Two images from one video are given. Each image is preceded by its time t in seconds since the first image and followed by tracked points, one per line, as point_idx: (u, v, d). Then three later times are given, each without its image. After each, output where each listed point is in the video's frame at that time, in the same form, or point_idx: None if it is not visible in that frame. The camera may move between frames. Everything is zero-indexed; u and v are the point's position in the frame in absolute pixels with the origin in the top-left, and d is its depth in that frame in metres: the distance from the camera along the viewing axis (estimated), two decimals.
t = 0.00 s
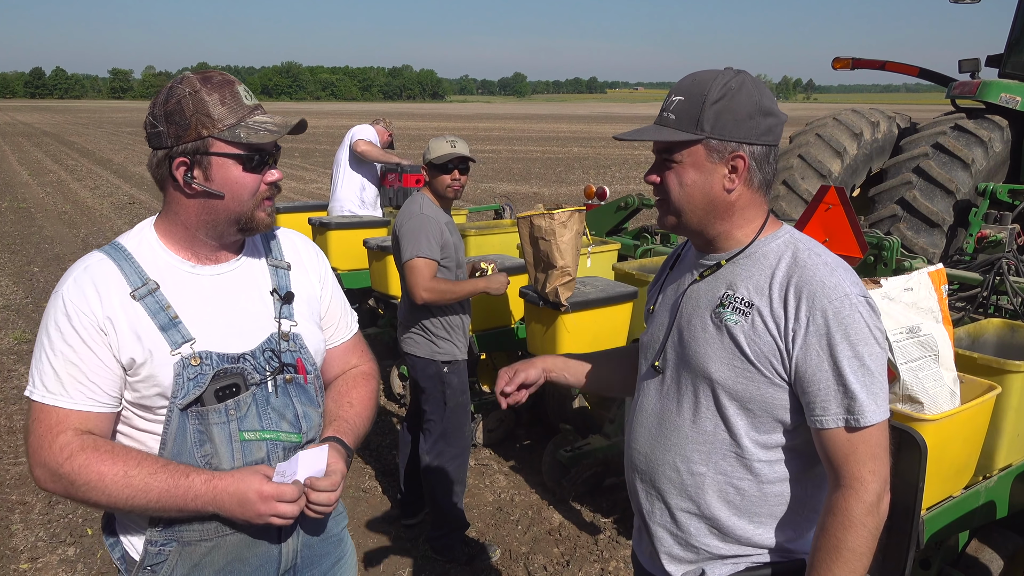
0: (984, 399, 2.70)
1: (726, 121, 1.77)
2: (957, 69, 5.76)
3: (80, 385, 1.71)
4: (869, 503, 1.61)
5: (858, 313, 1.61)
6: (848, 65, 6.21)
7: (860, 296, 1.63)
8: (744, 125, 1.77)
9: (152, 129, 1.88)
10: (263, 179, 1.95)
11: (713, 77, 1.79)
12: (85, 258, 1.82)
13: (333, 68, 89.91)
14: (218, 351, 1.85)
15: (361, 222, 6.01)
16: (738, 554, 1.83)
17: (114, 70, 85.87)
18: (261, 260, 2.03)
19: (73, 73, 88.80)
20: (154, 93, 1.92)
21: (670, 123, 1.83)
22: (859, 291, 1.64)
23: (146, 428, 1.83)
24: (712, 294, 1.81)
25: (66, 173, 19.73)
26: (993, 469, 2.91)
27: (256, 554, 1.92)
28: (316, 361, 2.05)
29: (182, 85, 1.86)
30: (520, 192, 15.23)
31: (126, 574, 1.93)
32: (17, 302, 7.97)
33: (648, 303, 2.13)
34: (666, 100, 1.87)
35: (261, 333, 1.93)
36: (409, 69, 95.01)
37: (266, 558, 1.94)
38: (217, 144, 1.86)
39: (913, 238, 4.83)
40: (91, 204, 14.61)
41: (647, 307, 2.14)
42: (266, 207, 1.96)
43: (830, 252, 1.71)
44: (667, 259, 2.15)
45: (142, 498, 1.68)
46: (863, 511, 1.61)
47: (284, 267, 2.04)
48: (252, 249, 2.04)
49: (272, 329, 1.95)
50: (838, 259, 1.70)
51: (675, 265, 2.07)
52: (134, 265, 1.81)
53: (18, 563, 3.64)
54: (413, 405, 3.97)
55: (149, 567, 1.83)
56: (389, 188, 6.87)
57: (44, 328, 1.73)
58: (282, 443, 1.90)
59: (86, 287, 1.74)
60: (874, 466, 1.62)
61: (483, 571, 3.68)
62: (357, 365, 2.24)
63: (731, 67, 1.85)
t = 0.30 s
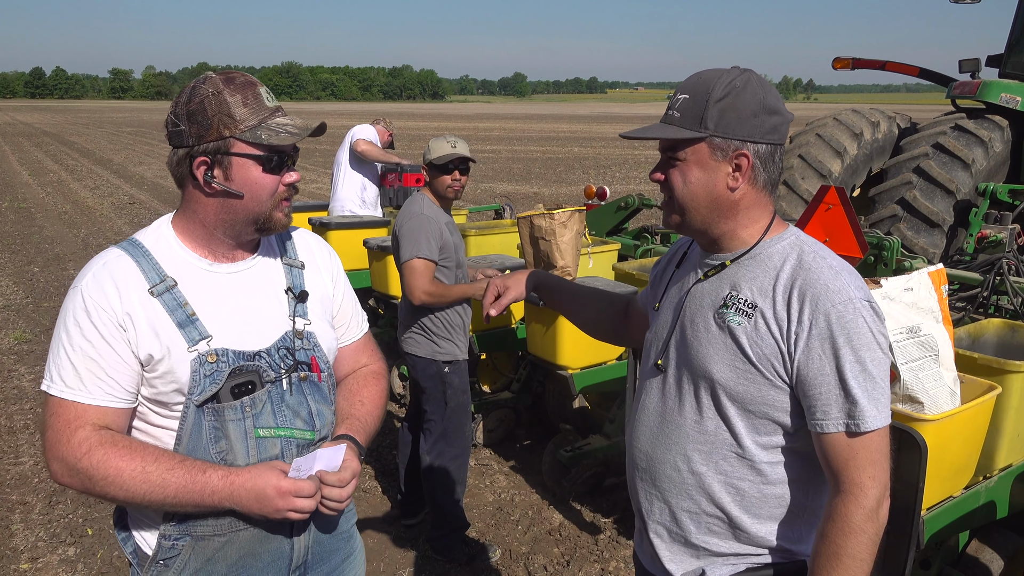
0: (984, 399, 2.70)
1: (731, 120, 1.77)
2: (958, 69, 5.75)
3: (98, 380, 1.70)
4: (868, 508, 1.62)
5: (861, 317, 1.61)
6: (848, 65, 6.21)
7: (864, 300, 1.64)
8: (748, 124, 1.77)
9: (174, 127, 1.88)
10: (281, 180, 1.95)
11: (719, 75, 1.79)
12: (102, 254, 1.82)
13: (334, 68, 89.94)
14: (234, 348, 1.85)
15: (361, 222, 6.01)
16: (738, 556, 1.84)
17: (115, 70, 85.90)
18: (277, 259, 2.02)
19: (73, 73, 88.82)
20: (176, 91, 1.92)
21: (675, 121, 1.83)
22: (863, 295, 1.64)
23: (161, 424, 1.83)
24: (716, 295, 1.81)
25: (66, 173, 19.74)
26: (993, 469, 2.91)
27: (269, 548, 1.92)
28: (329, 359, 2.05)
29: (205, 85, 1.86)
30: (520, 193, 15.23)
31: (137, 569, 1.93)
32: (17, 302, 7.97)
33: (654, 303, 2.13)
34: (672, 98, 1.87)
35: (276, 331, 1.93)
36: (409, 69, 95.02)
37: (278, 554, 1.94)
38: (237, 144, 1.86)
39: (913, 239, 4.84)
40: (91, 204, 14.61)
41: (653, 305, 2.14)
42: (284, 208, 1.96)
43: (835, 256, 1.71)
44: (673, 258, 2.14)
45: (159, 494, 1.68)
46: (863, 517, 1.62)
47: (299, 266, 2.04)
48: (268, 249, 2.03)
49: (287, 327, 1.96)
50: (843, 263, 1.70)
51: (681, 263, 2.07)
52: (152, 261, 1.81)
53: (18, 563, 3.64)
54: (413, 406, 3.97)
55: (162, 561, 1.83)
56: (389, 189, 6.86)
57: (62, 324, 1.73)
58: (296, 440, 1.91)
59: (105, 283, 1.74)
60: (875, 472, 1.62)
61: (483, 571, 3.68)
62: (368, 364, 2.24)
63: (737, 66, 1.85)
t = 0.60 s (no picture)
0: (984, 399, 2.70)
1: (732, 121, 1.77)
2: (958, 69, 5.75)
3: (108, 380, 1.71)
4: (870, 507, 1.62)
5: (864, 315, 1.61)
6: (848, 65, 6.21)
7: (866, 299, 1.64)
8: (748, 124, 1.77)
9: (183, 127, 1.88)
10: (290, 180, 1.95)
11: (718, 76, 1.79)
12: (111, 254, 1.83)
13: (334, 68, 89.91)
14: (242, 348, 1.85)
15: (361, 222, 6.02)
16: (741, 556, 1.83)
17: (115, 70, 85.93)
18: (284, 260, 2.02)
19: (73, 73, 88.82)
20: (186, 90, 1.92)
21: (674, 124, 1.83)
22: (865, 294, 1.64)
23: (169, 423, 1.83)
24: (718, 295, 1.81)
25: (66, 173, 19.74)
26: (993, 469, 2.91)
27: (274, 548, 1.92)
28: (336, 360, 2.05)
29: (216, 85, 1.86)
30: (520, 192, 15.22)
31: (143, 567, 1.93)
32: (17, 302, 7.96)
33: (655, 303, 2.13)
34: (672, 99, 1.87)
35: (284, 331, 1.93)
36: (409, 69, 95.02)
37: (283, 554, 1.94)
38: (247, 145, 1.86)
39: (913, 239, 4.84)
40: (92, 204, 14.61)
41: (654, 306, 2.13)
42: (292, 208, 1.97)
43: (838, 256, 1.71)
44: (675, 259, 2.14)
45: (168, 494, 1.68)
46: (865, 516, 1.62)
47: (305, 266, 2.04)
48: (275, 249, 2.03)
49: (294, 327, 1.96)
50: (845, 262, 1.70)
51: (682, 264, 2.06)
52: (160, 260, 1.81)
53: (18, 562, 3.64)
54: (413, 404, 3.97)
55: (169, 560, 1.83)
56: (389, 189, 6.82)
57: (71, 323, 1.73)
58: (303, 440, 1.91)
59: (115, 283, 1.74)
60: (878, 471, 1.62)
61: (483, 571, 3.68)
62: (373, 365, 2.23)
63: (737, 66, 1.85)
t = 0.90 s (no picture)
0: (984, 399, 2.70)
1: (750, 119, 1.77)
2: (958, 68, 5.75)
3: (110, 382, 1.71)
4: (873, 503, 1.62)
5: (865, 311, 1.62)
6: (848, 65, 6.21)
7: (868, 295, 1.64)
8: (767, 122, 1.78)
9: (185, 128, 1.88)
10: (293, 181, 1.95)
11: (732, 75, 1.79)
12: (112, 255, 1.83)
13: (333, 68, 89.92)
14: (244, 350, 1.85)
15: (361, 222, 6.02)
16: (742, 554, 1.83)
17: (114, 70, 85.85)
18: (286, 261, 2.02)
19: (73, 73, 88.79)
20: (187, 90, 1.92)
21: (694, 121, 1.80)
22: (866, 290, 1.64)
23: (170, 425, 1.83)
24: (720, 293, 1.82)
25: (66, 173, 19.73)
26: (993, 469, 2.91)
27: (275, 550, 1.92)
28: (338, 362, 2.05)
29: (217, 85, 1.86)
30: (519, 193, 15.22)
31: (144, 568, 1.93)
32: (17, 302, 7.96)
33: (654, 303, 2.14)
34: (685, 97, 1.85)
35: (286, 333, 1.93)
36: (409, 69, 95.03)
37: (284, 555, 1.94)
38: (248, 146, 1.87)
39: (913, 239, 4.84)
40: (91, 204, 14.61)
41: (654, 306, 2.14)
42: (295, 209, 1.97)
43: (839, 253, 1.72)
44: (674, 260, 2.14)
45: (170, 495, 1.68)
46: (867, 512, 1.62)
47: (307, 268, 2.04)
48: (277, 250, 2.03)
49: (296, 330, 1.96)
50: (846, 259, 1.71)
51: (682, 265, 2.06)
52: (162, 262, 1.82)
53: (18, 562, 3.64)
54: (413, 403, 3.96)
55: (169, 562, 1.83)
56: (389, 189, 6.62)
57: (73, 325, 1.73)
58: (305, 443, 1.90)
59: (117, 285, 1.75)
60: (880, 467, 1.63)
61: (483, 571, 3.68)
62: (375, 366, 2.23)
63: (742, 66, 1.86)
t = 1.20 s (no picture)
0: (984, 399, 2.70)
1: (750, 121, 1.78)
2: (957, 69, 5.75)
3: (108, 383, 1.71)
4: (878, 503, 1.62)
5: (870, 312, 1.62)
6: (848, 65, 6.21)
7: (872, 296, 1.64)
8: (767, 124, 1.78)
9: (181, 128, 1.89)
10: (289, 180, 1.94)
11: (734, 75, 1.79)
12: (111, 256, 1.83)
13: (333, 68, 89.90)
14: (242, 352, 1.85)
15: (361, 222, 6.02)
16: (745, 554, 1.83)
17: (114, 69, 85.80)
18: (285, 261, 2.02)
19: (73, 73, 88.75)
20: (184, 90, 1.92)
21: (693, 122, 1.81)
22: (871, 291, 1.65)
23: (169, 427, 1.83)
24: (723, 294, 1.81)
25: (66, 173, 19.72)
26: (993, 469, 2.91)
27: (272, 554, 1.91)
28: (337, 363, 2.05)
29: (212, 84, 1.86)
30: (519, 193, 15.22)
31: (142, 569, 1.93)
32: (17, 302, 7.95)
33: (654, 303, 2.13)
34: (685, 97, 1.86)
35: (285, 335, 1.93)
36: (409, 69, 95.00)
37: (282, 558, 1.94)
38: (242, 146, 1.86)
39: (913, 239, 4.84)
40: (91, 204, 14.60)
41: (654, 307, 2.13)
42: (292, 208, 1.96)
43: (843, 254, 1.72)
44: (674, 260, 2.14)
45: (167, 497, 1.68)
46: (873, 512, 1.62)
47: (307, 268, 2.04)
48: (276, 250, 2.03)
49: (295, 331, 1.96)
50: (849, 260, 1.71)
51: (682, 265, 2.06)
52: (160, 263, 1.82)
53: (18, 562, 3.64)
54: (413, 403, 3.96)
55: (167, 564, 1.83)
56: (389, 189, 6.61)
57: (72, 326, 1.73)
58: (303, 445, 1.90)
59: (115, 286, 1.75)
60: (885, 467, 1.63)
61: (483, 571, 3.68)
62: (376, 367, 2.23)
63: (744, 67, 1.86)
